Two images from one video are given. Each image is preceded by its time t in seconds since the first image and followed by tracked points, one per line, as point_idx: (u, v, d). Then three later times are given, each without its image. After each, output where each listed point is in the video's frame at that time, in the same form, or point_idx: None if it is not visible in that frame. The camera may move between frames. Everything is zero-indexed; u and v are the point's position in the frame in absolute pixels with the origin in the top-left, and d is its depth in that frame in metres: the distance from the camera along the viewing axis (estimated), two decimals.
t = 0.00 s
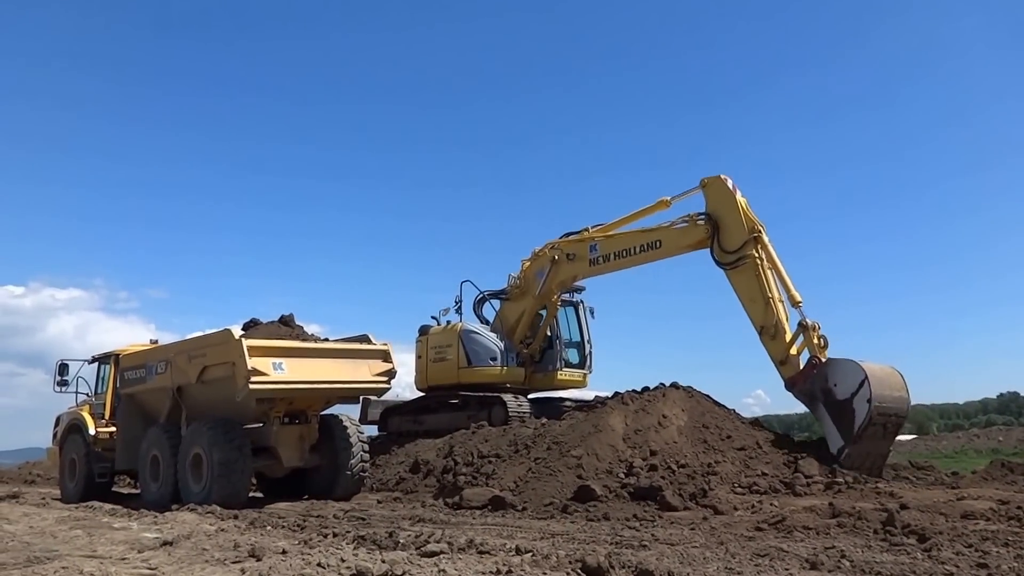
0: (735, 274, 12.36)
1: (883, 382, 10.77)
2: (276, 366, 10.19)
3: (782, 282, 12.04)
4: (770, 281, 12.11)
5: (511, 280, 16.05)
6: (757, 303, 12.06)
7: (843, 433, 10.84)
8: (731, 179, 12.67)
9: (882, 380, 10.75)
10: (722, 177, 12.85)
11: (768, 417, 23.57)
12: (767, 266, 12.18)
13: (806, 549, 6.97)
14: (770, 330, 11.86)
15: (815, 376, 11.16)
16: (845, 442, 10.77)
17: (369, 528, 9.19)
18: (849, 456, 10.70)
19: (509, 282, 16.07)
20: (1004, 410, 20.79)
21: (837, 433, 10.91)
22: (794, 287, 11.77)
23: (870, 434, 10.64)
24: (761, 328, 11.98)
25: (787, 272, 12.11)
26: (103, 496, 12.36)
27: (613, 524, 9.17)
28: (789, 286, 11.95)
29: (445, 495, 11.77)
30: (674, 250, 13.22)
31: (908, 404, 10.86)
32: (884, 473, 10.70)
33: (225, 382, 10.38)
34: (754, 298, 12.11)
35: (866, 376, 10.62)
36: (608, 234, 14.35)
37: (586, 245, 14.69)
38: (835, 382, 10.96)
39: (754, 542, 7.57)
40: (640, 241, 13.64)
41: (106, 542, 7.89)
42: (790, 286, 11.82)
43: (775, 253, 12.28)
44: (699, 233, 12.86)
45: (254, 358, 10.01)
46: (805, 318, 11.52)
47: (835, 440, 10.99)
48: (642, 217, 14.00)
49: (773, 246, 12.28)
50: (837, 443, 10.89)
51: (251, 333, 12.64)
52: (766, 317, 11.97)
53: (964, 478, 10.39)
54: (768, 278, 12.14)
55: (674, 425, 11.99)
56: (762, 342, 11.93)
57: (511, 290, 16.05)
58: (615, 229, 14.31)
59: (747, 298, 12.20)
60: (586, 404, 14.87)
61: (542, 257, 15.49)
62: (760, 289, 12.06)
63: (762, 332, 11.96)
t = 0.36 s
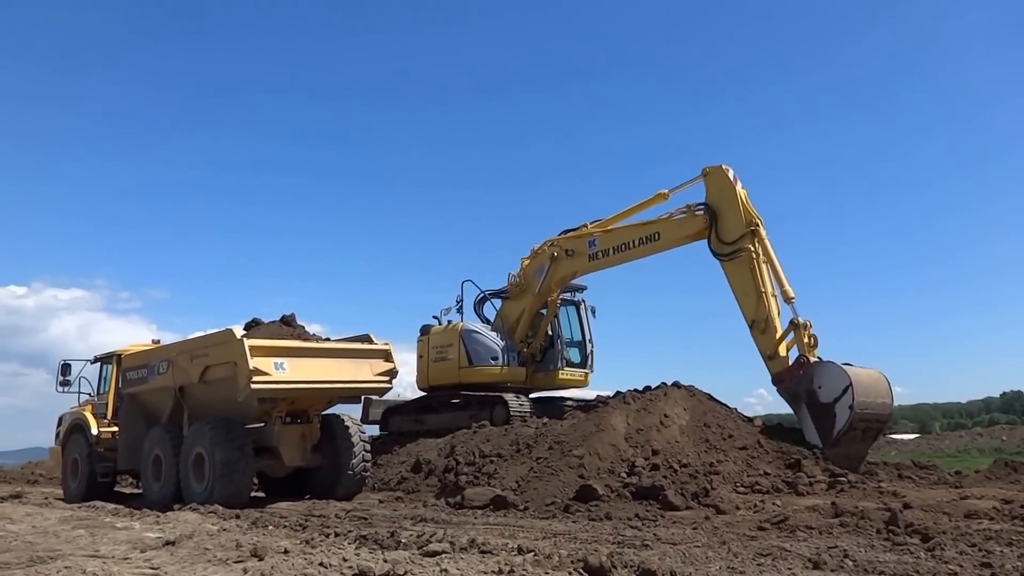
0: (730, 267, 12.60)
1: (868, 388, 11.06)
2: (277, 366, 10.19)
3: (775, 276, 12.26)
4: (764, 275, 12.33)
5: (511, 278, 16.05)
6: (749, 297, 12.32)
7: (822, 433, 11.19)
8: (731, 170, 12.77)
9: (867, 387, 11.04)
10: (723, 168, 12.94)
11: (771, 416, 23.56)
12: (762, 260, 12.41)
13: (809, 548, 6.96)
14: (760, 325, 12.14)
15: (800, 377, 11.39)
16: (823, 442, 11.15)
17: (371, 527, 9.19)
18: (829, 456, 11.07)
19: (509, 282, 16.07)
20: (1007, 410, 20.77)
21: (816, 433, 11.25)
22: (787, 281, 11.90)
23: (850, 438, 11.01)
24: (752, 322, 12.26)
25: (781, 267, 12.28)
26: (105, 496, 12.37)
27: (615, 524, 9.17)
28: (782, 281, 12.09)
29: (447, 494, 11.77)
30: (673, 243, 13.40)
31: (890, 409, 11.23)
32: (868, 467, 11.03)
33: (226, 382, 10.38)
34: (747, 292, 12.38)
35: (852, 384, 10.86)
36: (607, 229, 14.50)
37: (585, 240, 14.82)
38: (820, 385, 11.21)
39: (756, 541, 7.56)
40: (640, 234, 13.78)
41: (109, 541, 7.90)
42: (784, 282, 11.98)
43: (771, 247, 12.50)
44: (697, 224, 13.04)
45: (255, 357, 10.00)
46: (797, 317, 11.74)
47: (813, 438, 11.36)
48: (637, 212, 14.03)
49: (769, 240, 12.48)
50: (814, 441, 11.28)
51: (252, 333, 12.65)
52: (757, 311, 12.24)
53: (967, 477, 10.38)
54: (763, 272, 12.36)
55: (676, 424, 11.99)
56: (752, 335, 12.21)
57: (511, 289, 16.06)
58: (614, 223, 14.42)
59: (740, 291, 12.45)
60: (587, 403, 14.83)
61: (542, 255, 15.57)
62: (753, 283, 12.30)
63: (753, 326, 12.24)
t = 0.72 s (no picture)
0: (727, 262, 12.65)
1: (857, 396, 11.22)
2: (279, 366, 10.18)
3: (771, 273, 12.29)
4: (761, 271, 12.37)
5: (511, 277, 16.06)
6: (745, 293, 12.38)
7: (807, 435, 11.40)
8: (732, 164, 12.78)
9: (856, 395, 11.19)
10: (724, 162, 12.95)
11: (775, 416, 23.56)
12: (760, 255, 12.43)
13: (811, 548, 6.95)
14: (755, 321, 12.22)
15: (792, 379, 11.55)
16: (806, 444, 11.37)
17: (373, 527, 9.19)
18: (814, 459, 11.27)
19: (510, 282, 16.07)
20: (1010, 409, 20.78)
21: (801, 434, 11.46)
22: (784, 278, 11.92)
23: (835, 442, 11.22)
24: (748, 318, 12.33)
25: (778, 264, 12.29)
26: (108, 496, 12.38)
27: (617, 523, 9.17)
28: (779, 277, 12.11)
29: (449, 494, 11.77)
30: (672, 238, 13.41)
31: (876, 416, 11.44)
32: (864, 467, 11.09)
33: (228, 382, 10.38)
34: (743, 287, 12.44)
35: (842, 393, 11.00)
36: (606, 225, 14.52)
37: (584, 236, 14.84)
38: (810, 389, 11.36)
39: (759, 541, 7.56)
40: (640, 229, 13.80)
41: (112, 541, 7.90)
42: (780, 279, 12.02)
43: (769, 243, 12.51)
44: (696, 218, 13.04)
45: (256, 357, 10.00)
46: (793, 317, 11.86)
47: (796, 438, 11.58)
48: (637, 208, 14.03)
49: (768, 235, 12.49)
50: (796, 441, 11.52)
51: (253, 333, 12.66)
52: (753, 306, 12.31)
53: (969, 476, 10.36)
54: (759, 268, 12.40)
55: (678, 423, 11.99)
56: (746, 331, 12.30)
57: (511, 288, 16.07)
58: (613, 219, 14.44)
59: (736, 286, 12.51)
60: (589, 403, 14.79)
61: (542, 253, 15.57)
62: (749, 279, 12.35)
63: (748, 322, 12.33)
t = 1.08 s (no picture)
0: (725, 259, 12.70)
1: (842, 408, 11.49)
2: (281, 366, 10.18)
3: (769, 271, 12.32)
4: (759, 270, 12.42)
5: (511, 277, 16.06)
6: (741, 291, 12.45)
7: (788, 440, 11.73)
8: (734, 161, 12.78)
9: (841, 407, 11.46)
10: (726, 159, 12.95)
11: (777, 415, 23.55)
12: (758, 254, 12.47)
13: (814, 548, 6.95)
14: (750, 320, 12.32)
15: (780, 385, 11.84)
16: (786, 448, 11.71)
17: (375, 527, 9.19)
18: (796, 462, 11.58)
19: (511, 281, 16.07)
20: (1013, 408, 20.77)
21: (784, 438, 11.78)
22: (781, 279, 11.95)
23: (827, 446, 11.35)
24: (743, 316, 12.43)
25: (776, 263, 12.30)
26: (109, 496, 12.39)
27: (619, 523, 9.16)
28: (776, 276, 12.12)
29: (450, 494, 11.78)
30: (672, 234, 13.41)
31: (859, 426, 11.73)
32: (865, 465, 11.07)
33: (230, 382, 10.39)
34: (740, 285, 12.51)
35: (827, 405, 11.27)
36: (607, 222, 14.52)
37: (585, 234, 14.85)
38: (796, 397, 11.65)
39: (760, 541, 7.56)
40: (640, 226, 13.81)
41: (114, 541, 7.90)
42: (778, 280, 12.04)
43: (768, 241, 12.54)
44: (697, 214, 13.05)
45: (258, 357, 10.00)
46: (789, 320, 11.98)
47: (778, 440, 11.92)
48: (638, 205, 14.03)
49: (767, 234, 12.51)
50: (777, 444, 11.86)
51: (255, 332, 12.67)
52: (748, 305, 12.39)
53: (972, 476, 10.35)
54: (757, 267, 12.45)
55: (679, 422, 11.99)
56: (741, 329, 12.41)
57: (512, 288, 16.08)
58: (613, 217, 14.45)
59: (733, 284, 12.58)
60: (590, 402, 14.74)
61: (542, 252, 15.57)
62: (747, 278, 12.40)
63: (743, 320, 12.43)
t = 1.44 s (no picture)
0: (724, 259, 12.73)
1: (827, 420, 11.67)
2: (282, 366, 10.18)
3: (767, 272, 12.34)
4: (757, 272, 12.46)
5: (512, 276, 16.07)
6: (738, 291, 12.51)
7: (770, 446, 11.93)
8: (739, 160, 12.78)
9: (826, 420, 11.64)
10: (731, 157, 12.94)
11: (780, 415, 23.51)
12: (757, 255, 12.49)
13: (816, 548, 6.94)
14: (746, 320, 12.39)
15: (769, 391, 11.99)
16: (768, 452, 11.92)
17: (376, 527, 9.19)
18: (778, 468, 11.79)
19: (511, 280, 16.08)
20: (1016, 408, 20.73)
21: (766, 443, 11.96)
22: (779, 281, 11.96)
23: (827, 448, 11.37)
24: (739, 316, 12.50)
25: (774, 264, 12.31)
26: (111, 496, 12.40)
27: (620, 523, 9.16)
28: (774, 278, 12.14)
29: (451, 494, 11.77)
30: (671, 233, 13.42)
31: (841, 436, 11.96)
32: (867, 465, 11.05)
33: (231, 382, 10.39)
34: (737, 285, 12.56)
35: (813, 419, 11.45)
36: (608, 222, 14.53)
37: (586, 234, 14.85)
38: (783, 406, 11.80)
39: (762, 541, 7.55)
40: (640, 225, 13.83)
41: (116, 540, 7.90)
42: (776, 282, 12.04)
43: (768, 243, 12.54)
44: (699, 212, 13.05)
45: (260, 357, 10.00)
46: (785, 324, 12.07)
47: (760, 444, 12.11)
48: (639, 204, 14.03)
49: (767, 235, 12.51)
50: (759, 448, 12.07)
51: (256, 332, 12.68)
52: (745, 305, 12.45)
53: (974, 476, 10.32)
54: (756, 268, 12.49)
55: (681, 422, 11.98)
56: (737, 329, 12.49)
57: (513, 287, 16.09)
58: (614, 216, 14.46)
59: (731, 284, 12.63)
60: (592, 402, 14.70)
61: (543, 252, 15.58)
62: (745, 279, 12.44)
63: (739, 320, 12.51)
